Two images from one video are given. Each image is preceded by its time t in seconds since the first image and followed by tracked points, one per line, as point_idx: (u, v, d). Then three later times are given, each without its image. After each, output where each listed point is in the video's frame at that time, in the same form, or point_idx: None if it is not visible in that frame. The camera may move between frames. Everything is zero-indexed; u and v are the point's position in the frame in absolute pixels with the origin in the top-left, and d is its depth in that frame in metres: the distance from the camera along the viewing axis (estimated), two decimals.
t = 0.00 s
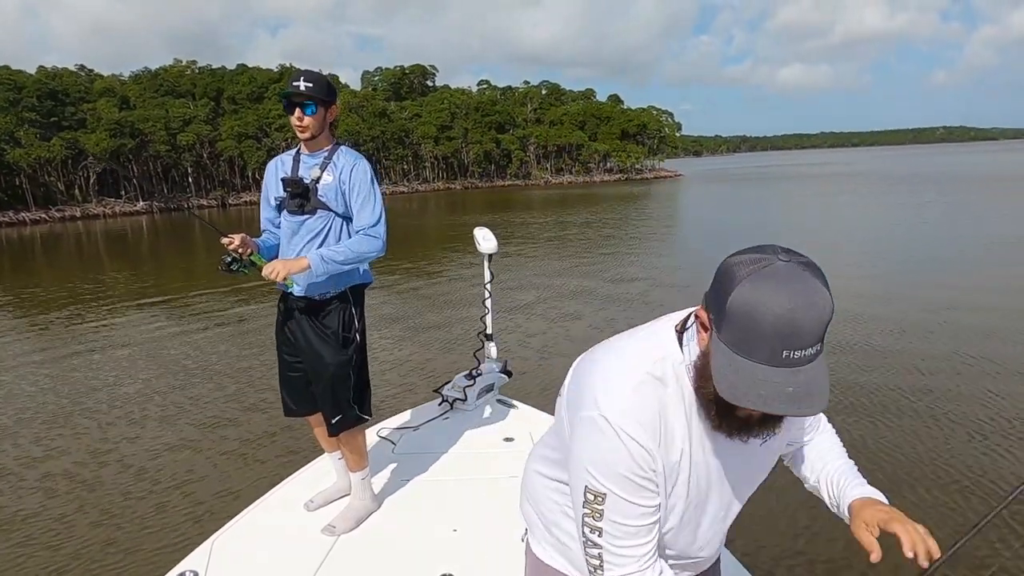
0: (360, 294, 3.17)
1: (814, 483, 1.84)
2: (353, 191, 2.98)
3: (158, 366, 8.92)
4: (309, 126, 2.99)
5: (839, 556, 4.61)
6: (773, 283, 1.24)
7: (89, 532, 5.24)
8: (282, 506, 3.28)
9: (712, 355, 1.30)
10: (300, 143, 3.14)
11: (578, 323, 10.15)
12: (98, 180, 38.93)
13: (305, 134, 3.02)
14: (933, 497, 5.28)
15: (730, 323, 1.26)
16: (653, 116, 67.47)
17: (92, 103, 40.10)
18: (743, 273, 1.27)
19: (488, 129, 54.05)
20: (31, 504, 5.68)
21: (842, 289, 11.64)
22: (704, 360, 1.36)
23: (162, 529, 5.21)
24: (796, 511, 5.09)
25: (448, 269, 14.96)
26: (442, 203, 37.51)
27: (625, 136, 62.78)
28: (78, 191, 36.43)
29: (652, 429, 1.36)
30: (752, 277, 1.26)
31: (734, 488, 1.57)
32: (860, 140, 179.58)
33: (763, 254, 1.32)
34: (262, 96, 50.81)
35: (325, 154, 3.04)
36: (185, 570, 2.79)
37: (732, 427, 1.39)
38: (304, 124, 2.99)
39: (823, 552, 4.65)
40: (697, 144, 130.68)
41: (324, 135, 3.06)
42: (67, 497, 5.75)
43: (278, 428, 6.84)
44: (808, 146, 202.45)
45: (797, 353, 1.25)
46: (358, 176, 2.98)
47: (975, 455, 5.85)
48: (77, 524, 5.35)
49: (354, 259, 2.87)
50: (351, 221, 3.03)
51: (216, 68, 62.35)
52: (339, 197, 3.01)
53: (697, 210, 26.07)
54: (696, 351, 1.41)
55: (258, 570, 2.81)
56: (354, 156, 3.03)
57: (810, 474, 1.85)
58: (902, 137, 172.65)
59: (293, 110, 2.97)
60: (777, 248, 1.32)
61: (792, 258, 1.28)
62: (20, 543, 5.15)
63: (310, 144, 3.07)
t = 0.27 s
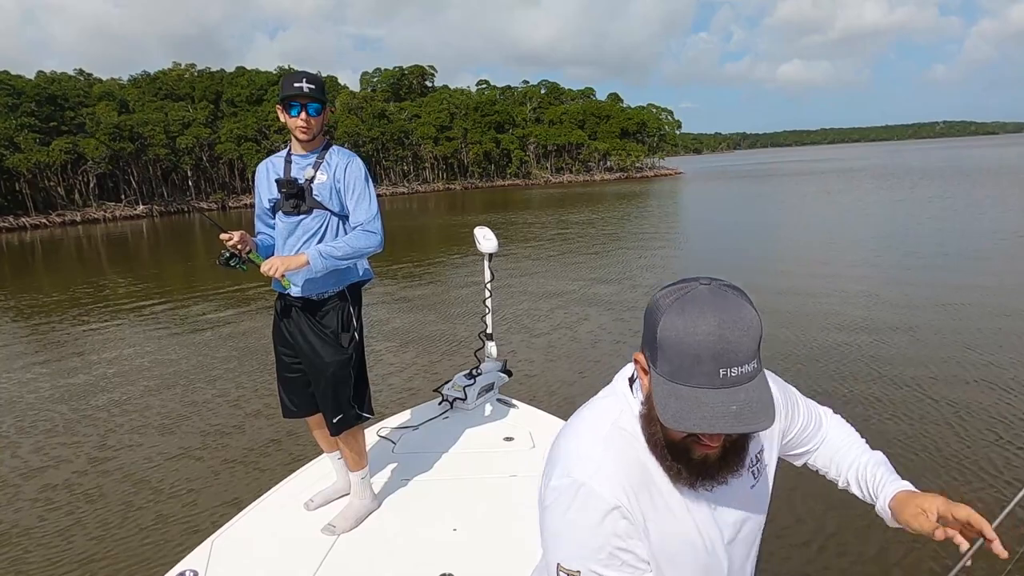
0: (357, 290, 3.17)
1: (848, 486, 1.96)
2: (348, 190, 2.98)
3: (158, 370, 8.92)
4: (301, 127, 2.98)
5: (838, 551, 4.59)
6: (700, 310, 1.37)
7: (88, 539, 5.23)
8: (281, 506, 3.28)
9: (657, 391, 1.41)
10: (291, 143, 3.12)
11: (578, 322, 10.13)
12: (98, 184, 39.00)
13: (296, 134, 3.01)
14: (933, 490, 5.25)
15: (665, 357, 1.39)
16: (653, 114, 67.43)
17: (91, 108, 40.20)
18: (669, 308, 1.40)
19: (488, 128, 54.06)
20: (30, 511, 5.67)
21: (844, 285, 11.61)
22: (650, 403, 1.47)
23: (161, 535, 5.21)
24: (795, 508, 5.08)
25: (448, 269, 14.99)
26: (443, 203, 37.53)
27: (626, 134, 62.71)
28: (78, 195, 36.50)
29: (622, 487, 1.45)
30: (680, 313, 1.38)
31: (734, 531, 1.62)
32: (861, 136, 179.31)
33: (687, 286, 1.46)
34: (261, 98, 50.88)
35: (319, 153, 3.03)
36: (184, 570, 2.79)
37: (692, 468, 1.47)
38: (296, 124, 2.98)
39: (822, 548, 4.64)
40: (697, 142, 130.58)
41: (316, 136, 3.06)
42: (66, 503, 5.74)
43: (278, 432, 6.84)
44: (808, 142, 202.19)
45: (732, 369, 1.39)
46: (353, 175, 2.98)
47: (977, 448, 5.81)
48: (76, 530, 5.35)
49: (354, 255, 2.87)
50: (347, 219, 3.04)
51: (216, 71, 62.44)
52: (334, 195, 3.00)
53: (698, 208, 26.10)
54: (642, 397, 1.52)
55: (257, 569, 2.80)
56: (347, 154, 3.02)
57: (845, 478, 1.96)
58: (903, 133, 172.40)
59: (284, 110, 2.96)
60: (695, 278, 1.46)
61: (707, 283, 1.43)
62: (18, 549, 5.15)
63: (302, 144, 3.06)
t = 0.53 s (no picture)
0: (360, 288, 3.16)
1: None
2: (353, 189, 2.97)
3: (158, 372, 8.94)
4: (306, 126, 2.99)
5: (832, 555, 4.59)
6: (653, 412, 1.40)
7: (86, 544, 5.24)
8: (281, 506, 3.27)
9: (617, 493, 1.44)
10: (297, 143, 3.13)
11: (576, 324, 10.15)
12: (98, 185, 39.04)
13: (301, 133, 3.02)
14: (929, 491, 5.25)
15: (623, 461, 1.41)
16: (653, 115, 67.49)
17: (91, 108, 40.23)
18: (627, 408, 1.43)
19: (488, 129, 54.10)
20: (28, 516, 5.69)
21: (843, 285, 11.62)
22: (611, 499, 1.49)
23: (160, 540, 5.22)
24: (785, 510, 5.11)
25: (449, 270, 15.02)
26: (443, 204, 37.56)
27: (626, 134, 62.72)
28: (78, 196, 36.55)
29: None
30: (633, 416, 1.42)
31: None
32: (861, 136, 179.36)
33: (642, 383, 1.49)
34: (261, 99, 50.94)
35: (324, 153, 3.03)
36: (184, 570, 2.78)
37: (664, 568, 1.47)
38: (302, 124, 2.98)
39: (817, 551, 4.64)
40: (697, 142, 130.67)
41: (321, 135, 3.06)
42: (65, 508, 5.76)
43: (277, 436, 6.85)
44: (809, 141, 202.23)
45: (697, 469, 1.42)
46: (358, 174, 2.97)
47: (975, 450, 5.81)
48: (74, 536, 5.36)
49: (357, 254, 2.86)
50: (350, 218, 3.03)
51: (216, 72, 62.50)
52: (339, 194, 3.00)
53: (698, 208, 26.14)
54: (603, 496, 1.55)
55: (257, 570, 2.79)
56: (351, 153, 3.02)
57: None
58: (903, 133, 172.43)
59: (290, 109, 2.96)
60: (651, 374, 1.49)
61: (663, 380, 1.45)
62: (16, 555, 5.15)
63: (307, 143, 3.07)
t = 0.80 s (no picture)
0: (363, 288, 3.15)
1: None
2: (358, 188, 2.95)
3: (157, 371, 8.95)
4: (312, 125, 2.97)
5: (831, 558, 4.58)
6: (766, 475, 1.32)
7: (84, 543, 5.24)
8: (281, 506, 3.27)
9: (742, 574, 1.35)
10: (304, 143, 3.13)
11: (576, 324, 10.13)
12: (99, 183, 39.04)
13: (308, 132, 3.01)
14: (929, 496, 5.25)
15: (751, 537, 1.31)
16: (655, 115, 67.49)
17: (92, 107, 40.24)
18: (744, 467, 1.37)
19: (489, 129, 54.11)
20: (26, 515, 5.68)
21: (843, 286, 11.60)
22: None
23: (159, 538, 5.23)
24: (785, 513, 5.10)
25: (448, 269, 15.02)
26: (444, 203, 37.57)
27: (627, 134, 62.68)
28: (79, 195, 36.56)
29: None
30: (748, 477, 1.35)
31: None
32: (863, 137, 179.20)
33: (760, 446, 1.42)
34: (262, 98, 50.93)
35: (330, 152, 3.02)
36: (184, 571, 2.78)
37: None
38: (306, 123, 2.97)
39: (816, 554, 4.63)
40: (698, 142, 130.63)
41: (327, 134, 3.05)
42: (63, 508, 5.75)
43: (276, 435, 6.85)
44: (811, 142, 202.08)
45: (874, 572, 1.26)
46: (363, 173, 2.95)
47: (975, 454, 5.80)
48: (71, 535, 5.35)
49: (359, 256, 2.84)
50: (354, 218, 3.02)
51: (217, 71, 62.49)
52: (344, 194, 2.98)
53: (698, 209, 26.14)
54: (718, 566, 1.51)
55: (255, 570, 2.79)
56: (357, 153, 3.00)
57: None
58: (905, 133, 172.26)
59: (295, 109, 2.96)
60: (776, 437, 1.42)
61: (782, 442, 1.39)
62: (13, 555, 5.15)
63: (314, 143, 3.05)
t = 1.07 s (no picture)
0: (364, 290, 3.14)
1: None
2: (355, 189, 2.93)
3: (157, 370, 8.96)
4: (314, 128, 2.98)
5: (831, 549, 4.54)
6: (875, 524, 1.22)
7: (82, 537, 5.23)
8: (282, 506, 3.26)
9: None
10: (308, 145, 3.14)
11: (575, 324, 10.12)
12: (100, 184, 39.07)
13: (311, 136, 3.02)
14: (931, 487, 5.21)
15: None
16: (655, 115, 67.57)
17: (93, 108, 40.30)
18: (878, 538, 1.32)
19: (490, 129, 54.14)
20: (23, 509, 5.68)
21: (845, 286, 11.58)
22: None
23: (156, 533, 5.21)
24: (785, 506, 5.07)
25: (448, 269, 15.04)
26: (445, 204, 37.60)
27: (628, 135, 62.65)
28: (80, 196, 36.58)
29: None
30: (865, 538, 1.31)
31: None
32: (864, 138, 179.09)
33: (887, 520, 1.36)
34: (263, 99, 51.00)
35: (331, 153, 3.02)
36: (184, 570, 2.78)
37: None
38: (308, 126, 2.98)
39: (817, 545, 4.59)
40: (699, 143, 130.84)
41: (330, 136, 3.05)
42: (61, 502, 5.74)
43: (275, 432, 6.84)
44: (812, 143, 201.96)
45: None
46: (361, 174, 2.94)
47: (978, 447, 5.76)
48: (69, 529, 5.34)
49: (352, 262, 2.81)
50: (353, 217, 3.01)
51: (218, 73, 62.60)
52: (344, 195, 2.97)
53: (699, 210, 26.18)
54: None
55: (255, 570, 2.78)
56: (358, 153, 2.99)
57: None
58: (906, 134, 172.23)
59: (297, 112, 2.97)
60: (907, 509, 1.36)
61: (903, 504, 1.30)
62: (10, 549, 5.14)
63: (317, 145, 3.06)
